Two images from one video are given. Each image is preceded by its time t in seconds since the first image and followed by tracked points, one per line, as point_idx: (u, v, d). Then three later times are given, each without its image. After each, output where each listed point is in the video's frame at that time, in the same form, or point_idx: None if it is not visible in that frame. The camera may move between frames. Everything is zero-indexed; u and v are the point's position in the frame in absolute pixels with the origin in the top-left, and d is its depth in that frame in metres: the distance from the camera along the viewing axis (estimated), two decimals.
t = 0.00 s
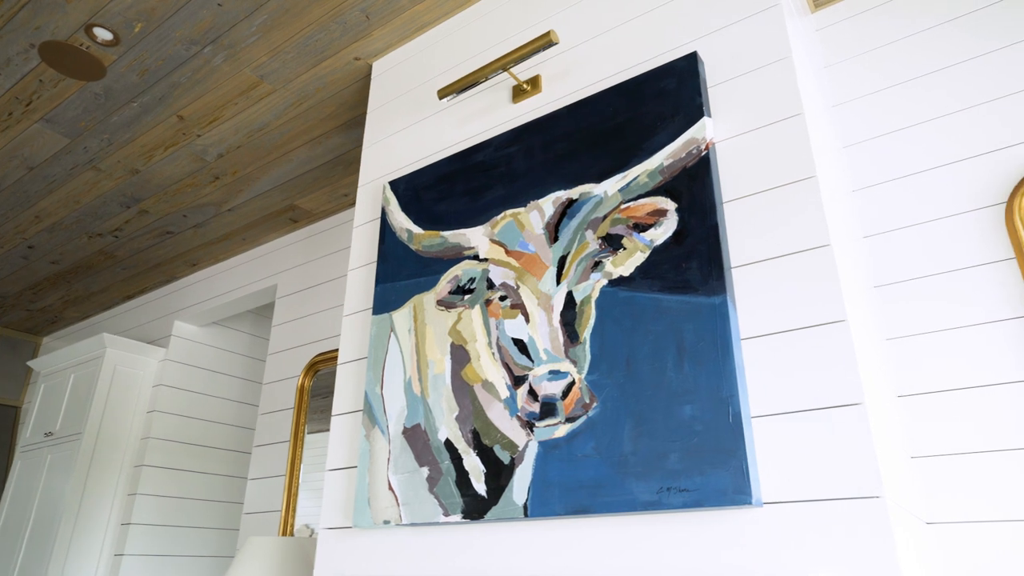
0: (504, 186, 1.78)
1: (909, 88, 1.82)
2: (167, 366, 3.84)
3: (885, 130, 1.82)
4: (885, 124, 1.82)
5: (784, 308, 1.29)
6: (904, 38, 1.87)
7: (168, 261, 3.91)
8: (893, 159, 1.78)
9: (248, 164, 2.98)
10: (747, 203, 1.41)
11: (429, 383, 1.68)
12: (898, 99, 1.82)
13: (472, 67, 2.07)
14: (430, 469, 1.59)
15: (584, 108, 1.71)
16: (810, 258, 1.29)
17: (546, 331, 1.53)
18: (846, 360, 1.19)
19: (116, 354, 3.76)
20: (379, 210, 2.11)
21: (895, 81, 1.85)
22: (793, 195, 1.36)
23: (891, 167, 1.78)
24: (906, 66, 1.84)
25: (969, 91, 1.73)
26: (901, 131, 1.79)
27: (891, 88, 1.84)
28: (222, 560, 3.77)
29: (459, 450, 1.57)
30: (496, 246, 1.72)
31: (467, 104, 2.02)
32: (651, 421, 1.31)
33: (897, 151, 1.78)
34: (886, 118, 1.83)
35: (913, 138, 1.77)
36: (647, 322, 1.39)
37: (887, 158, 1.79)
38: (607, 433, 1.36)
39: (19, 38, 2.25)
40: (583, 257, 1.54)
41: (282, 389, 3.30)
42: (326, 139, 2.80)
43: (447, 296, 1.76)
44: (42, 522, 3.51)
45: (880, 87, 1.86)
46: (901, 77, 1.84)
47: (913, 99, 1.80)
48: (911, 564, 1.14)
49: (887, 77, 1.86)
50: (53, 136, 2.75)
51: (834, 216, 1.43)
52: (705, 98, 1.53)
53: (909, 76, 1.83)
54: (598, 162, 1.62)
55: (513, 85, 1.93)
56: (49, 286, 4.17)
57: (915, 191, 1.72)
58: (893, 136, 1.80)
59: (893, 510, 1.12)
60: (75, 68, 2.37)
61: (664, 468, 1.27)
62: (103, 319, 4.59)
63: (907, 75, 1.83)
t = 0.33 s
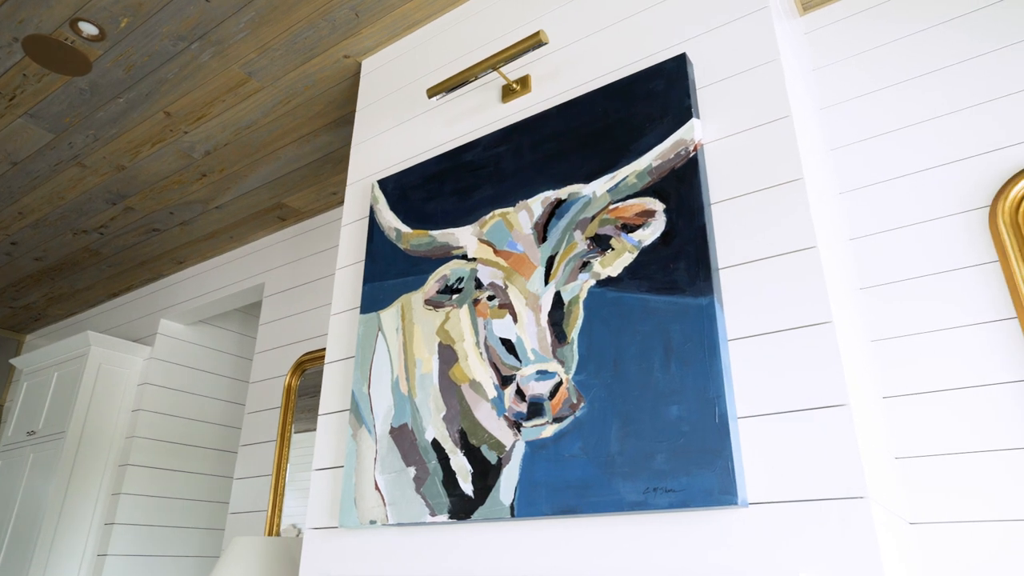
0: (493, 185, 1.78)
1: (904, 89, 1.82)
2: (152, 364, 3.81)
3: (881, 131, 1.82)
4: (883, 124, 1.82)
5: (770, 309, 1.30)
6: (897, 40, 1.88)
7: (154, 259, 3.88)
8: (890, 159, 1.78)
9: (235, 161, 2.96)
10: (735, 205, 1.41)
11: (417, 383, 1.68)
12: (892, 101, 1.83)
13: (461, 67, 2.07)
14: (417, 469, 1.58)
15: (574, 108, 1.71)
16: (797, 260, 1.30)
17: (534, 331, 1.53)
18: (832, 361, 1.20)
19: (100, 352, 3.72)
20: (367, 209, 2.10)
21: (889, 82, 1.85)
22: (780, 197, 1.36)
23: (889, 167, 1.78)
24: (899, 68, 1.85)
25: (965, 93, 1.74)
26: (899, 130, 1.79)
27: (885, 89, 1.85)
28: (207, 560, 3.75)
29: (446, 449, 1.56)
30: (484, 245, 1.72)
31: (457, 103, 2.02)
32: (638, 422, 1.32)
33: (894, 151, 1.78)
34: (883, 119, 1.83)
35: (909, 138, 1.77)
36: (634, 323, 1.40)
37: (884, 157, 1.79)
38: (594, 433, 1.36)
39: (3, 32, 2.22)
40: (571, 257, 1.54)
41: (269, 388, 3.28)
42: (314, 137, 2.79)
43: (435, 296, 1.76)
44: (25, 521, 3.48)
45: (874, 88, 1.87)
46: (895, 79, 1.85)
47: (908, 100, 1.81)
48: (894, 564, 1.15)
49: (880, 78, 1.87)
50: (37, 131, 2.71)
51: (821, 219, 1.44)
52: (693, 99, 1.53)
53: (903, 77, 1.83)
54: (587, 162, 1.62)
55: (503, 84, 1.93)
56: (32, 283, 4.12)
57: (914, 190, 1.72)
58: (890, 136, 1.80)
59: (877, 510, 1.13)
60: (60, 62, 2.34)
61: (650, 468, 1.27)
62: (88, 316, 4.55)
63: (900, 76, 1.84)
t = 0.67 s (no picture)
0: (482, 184, 1.77)
1: (900, 90, 1.83)
2: (137, 362, 3.77)
3: (878, 132, 1.82)
4: (881, 125, 1.82)
5: (757, 310, 1.30)
6: (889, 43, 1.89)
7: (139, 255, 3.85)
8: (884, 160, 1.79)
9: (223, 158, 2.93)
10: (723, 206, 1.42)
11: (404, 382, 1.67)
12: (888, 101, 1.83)
13: (451, 66, 2.06)
14: (404, 469, 1.58)
15: (564, 108, 1.71)
16: (784, 262, 1.31)
17: (522, 331, 1.53)
18: (818, 363, 1.21)
19: (83, 349, 3.68)
20: (355, 207, 2.09)
21: (885, 84, 1.86)
22: (767, 199, 1.37)
23: (889, 167, 1.77)
24: (893, 69, 1.86)
25: (960, 95, 1.75)
26: (898, 131, 1.79)
27: (882, 90, 1.85)
28: (191, 559, 3.72)
29: (433, 449, 1.56)
30: (473, 244, 1.71)
31: (447, 101, 2.01)
32: (625, 422, 1.32)
33: (894, 150, 1.78)
34: (881, 119, 1.83)
35: (898, 141, 1.78)
36: (622, 323, 1.40)
37: (883, 158, 1.79)
38: (581, 433, 1.36)
39: None
40: (560, 257, 1.54)
41: (255, 386, 3.26)
42: (303, 134, 2.77)
43: (423, 295, 1.75)
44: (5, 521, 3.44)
45: (867, 90, 1.88)
46: (890, 80, 1.85)
47: (905, 101, 1.81)
48: (876, 564, 1.16)
49: (874, 80, 1.87)
50: (21, 125, 2.68)
51: (808, 221, 1.45)
52: (683, 101, 1.54)
53: (898, 79, 1.84)
54: (577, 162, 1.62)
55: (493, 83, 1.92)
56: (15, 278, 4.07)
57: (910, 190, 1.72)
58: (888, 137, 1.80)
59: (860, 510, 1.14)
60: (44, 55, 2.31)
61: (637, 469, 1.27)
62: (72, 313, 4.50)
63: (896, 78, 1.84)
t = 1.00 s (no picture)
0: (473, 184, 1.77)
1: (899, 91, 1.83)
2: (124, 360, 3.74)
3: (878, 132, 1.82)
4: (881, 125, 1.82)
5: (747, 310, 1.31)
6: (879, 47, 1.90)
7: (127, 252, 3.82)
8: (875, 162, 1.80)
9: (212, 155, 2.91)
10: (713, 207, 1.42)
11: (393, 382, 1.66)
12: (887, 102, 1.84)
13: (442, 65, 2.06)
14: (392, 469, 1.57)
15: (555, 108, 1.70)
16: (774, 263, 1.31)
17: (512, 331, 1.52)
18: (806, 364, 1.21)
19: (70, 347, 3.64)
20: (345, 206, 2.09)
21: (883, 84, 1.86)
22: (757, 200, 1.37)
23: (890, 166, 1.77)
24: (890, 70, 1.86)
25: (956, 97, 1.75)
26: (897, 132, 1.79)
27: (878, 92, 1.86)
28: (177, 560, 3.69)
29: (421, 449, 1.55)
30: (463, 244, 1.71)
31: (438, 100, 2.01)
32: (615, 422, 1.32)
33: (887, 152, 1.79)
34: (880, 119, 1.83)
35: (888, 144, 1.80)
36: (612, 323, 1.40)
37: (884, 158, 1.79)
38: (571, 432, 1.36)
39: None
40: (550, 257, 1.53)
41: (243, 384, 3.24)
42: (294, 132, 2.76)
43: (413, 294, 1.75)
44: None
45: (857, 92, 1.89)
46: (886, 82, 1.86)
47: (903, 102, 1.81)
48: (863, 563, 1.16)
49: (865, 84, 1.89)
50: (7, 120, 2.65)
51: (797, 223, 1.45)
52: (674, 102, 1.54)
53: (895, 80, 1.84)
54: (568, 162, 1.62)
55: (484, 83, 1.92)
56: None
57: (900, 193, 1.73)
58: (887, 137, 1.80)
59: (847, 510, 1.14)
60: (31, 49, 2.26)
61: (626, 469, 1.27)
62: (58, 310, 4.46)
63: (889, 80, 1.85)
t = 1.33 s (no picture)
0: (463, 183, 1.77)
1: (892, 93, 1.84)
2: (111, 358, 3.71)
3: (875, 132, 1.82)
4: (876, 126, 1.83)
5: (736, 312, 1.31)
6: (872, 50, 1.91)
7: (114, 250, 3.78)
8: (864, 165, 1.81)
9: (202, 152, 2.89)
10: (703, 209, 1.43)
11: (383, 381, 1.66)
12: (883, 103, 1.84)
13: (433, 64, 2.05)
14: (381, 469, 1.56)
15: (546, 109, 1.70)
16: (763, 265, 1.31)
17: (502, 331, 1.52)
18: (795, 365, 1.22)
19: (56, 345, 3.61)
20: (335, 204, 2.08)
21: (877, 87, 1.87)
22: (747, 202, 1.38)
23: (883, 168, 1.78)
24: (885, 73, 1.87)
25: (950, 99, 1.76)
26: (893, 132, 1.80)
27: (873, 94, 1.86)
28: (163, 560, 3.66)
29: (410, 449, 1.55)
30: (453, 243, 1.71)
31: (430, 99, 2.00)
32: (604, 423, 1.32)
33: (878, 155, 1.80)
34: (876, 120, 1.83)
35: (878, 148, 1.81)
36: (602, 324, 1.40)
37: (879, 159, 1.79)
38: (560, 433, 1.36)
39: None
40: (541, 258, 1.53)
41: (231, 383, 3.22)
42: (284, 130, 2.74)
43: (403, 294, 1.74)
44: None
45: (848, 96, 1.90)
46: (880, 85, 1.86)
47: (898, 104, 1.82)
48: (850, 563, 1.17)
49: (857, 87, 1.90)
50: None
51: (787, 225, 1.46)
52: (665, 104, 1.54)
53: (891, 82, 1.85)
54: (558, 163, 1.62)
55: (476, 82, 1.91)
56: None
57: (892, 196, 1.74)
58: (884, 138, 1.80)
59: (834, 511, 1.15)
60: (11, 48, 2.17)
61: (615, 470, 1.27)
62: (43, 308, 4.42)
63: (882, 83, 1.86)
